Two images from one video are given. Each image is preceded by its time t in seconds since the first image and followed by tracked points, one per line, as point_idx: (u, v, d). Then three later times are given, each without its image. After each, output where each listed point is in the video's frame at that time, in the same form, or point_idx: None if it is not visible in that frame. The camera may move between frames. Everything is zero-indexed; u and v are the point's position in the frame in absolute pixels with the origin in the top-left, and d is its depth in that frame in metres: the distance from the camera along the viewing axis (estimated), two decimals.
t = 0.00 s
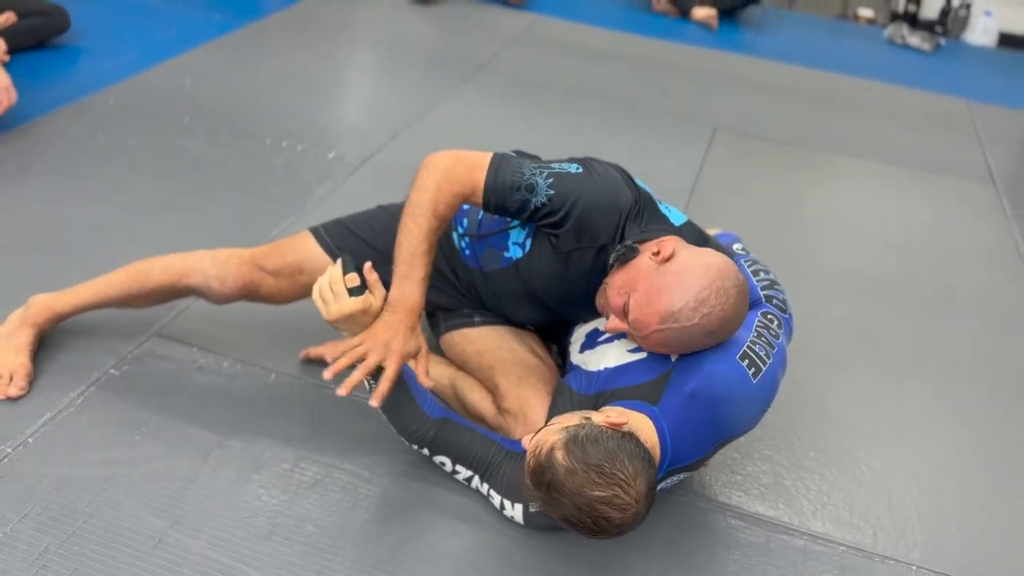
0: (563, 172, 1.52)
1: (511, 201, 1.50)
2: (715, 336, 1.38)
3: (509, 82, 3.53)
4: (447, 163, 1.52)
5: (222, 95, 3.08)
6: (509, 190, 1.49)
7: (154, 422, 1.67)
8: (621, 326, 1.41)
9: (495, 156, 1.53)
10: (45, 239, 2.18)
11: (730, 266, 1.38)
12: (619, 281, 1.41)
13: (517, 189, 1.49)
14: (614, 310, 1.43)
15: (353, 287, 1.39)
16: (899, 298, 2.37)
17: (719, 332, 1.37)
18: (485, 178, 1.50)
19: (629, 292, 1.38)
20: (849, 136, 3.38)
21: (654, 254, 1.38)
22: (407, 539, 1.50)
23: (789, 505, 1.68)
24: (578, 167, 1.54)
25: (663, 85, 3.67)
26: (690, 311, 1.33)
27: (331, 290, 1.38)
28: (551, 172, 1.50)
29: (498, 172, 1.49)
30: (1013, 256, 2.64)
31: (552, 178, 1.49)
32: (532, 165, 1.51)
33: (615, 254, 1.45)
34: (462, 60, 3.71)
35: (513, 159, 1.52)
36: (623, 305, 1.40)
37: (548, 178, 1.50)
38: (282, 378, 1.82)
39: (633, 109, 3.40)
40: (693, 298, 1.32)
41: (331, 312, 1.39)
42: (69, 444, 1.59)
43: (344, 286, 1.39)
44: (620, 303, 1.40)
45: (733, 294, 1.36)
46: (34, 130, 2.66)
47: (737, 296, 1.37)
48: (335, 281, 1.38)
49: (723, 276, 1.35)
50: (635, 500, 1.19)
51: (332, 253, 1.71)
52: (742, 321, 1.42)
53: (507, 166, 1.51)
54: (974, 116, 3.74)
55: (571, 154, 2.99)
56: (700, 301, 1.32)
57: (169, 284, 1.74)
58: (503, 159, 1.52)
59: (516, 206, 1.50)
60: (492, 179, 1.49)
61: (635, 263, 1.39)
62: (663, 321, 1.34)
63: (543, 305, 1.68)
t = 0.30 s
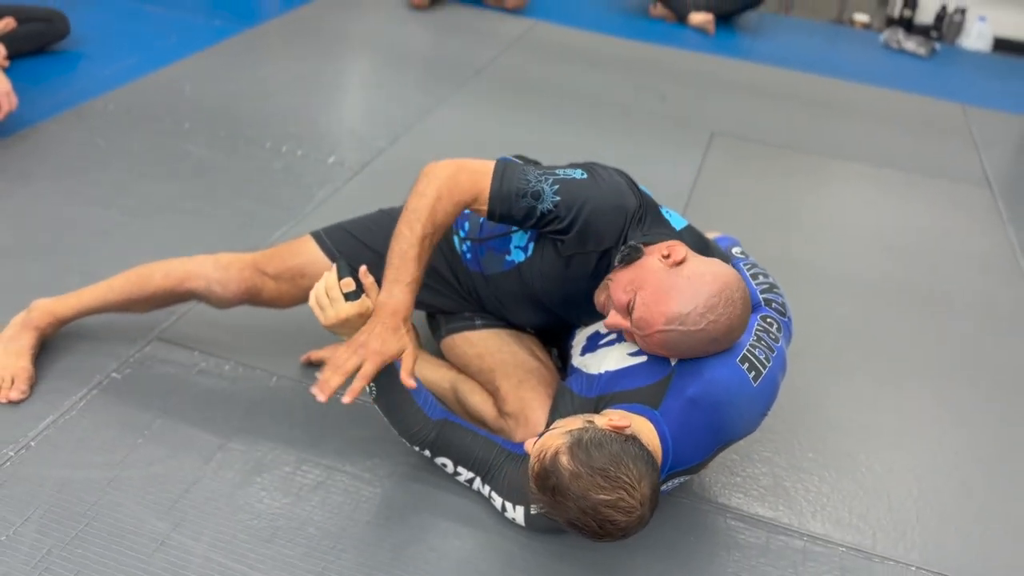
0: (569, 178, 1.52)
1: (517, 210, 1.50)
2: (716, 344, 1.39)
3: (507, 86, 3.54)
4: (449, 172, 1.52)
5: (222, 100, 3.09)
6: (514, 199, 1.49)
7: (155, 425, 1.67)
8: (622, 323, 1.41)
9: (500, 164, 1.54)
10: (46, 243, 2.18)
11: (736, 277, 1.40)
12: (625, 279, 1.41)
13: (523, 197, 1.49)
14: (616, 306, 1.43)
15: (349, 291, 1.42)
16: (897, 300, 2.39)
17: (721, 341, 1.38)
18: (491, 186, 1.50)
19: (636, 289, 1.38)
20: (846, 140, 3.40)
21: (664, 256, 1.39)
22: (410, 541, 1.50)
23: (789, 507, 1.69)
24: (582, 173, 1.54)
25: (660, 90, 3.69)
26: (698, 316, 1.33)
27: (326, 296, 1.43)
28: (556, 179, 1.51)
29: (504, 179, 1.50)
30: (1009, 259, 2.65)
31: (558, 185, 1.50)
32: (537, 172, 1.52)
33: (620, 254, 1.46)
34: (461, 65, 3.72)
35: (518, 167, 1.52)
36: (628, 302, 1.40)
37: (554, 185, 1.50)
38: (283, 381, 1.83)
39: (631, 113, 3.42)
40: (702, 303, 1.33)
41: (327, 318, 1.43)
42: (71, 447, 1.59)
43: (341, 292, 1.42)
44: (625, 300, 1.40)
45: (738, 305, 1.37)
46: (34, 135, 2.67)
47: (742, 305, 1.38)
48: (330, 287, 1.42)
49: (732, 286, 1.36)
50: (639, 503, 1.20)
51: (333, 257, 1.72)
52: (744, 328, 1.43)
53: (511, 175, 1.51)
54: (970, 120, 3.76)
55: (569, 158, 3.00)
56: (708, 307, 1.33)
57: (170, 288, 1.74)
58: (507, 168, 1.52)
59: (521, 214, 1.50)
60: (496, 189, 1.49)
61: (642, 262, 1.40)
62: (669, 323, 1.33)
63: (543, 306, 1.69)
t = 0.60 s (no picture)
0: (563, 188, 1.52)
1: (513, 221, 1.51)
2: (713, 346, 1.38)
3: (504, 90, 3.55)
4: (447, 189, 1.52)
5: (219, 104, 3.09)
6: (510, 211, 1.50)
7: (152, 429, 1.67)
8: (618, 335, 1.43)
9: (493, 177, 1.54)
10: (43, 247, 2.18)
11: (727, 279, 1.38)
12: (618, 291, 1.43)
13: (519, 207, 1.50)
14: (612, 320, 1.45)
15: (347, 293, 1.34)
16: (893, 303, 2.39)
17: (717, 342, 1.37)
18: (485, 201, 1.51)
19: (627, 303, 1.40)
20: (842, 143, 3.41)
21: (652, 265, 1.40)
22: (407, 545, 1.50)
23: (785, 509, 1.69)
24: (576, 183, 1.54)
25: (657, 94, 3.69)
26: (688, 323, 1.33)
27: (326, 298, 1.35)
28: (550, 189, 1.51)
29: (497, 193, 1.51)
30: (1005, 262, 2.66)
31: (552, 196, 1.50)
32: (530, 183, 1.52)
33: (613, 265, 1.47)
34: (457, 68, 3.73)
35: (511, 178, 1.53)
36: (621, 315, 1.42)
37: (549, 196, 1.50)
38: (280, 384, 1.83)
39: (627, 117, 3.42)
40: (689, 310, 1.33)
41: (324, 321, 1.35)
42: (68, 451, 1.59)
43: (338, 293, 1.34)
44: (618, 313, 1.42)
45: (730, 307, 1.36)
46: (30, 139, 2.67)
47: (734, 307, 1.37)
48: (330, 288, 1.34)
49: (721, 287, 1.35)
50: (637, 507, 1.20)
51: (330, 260, 1.72)
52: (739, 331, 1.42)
53: (506, 186, 1.52)
54: (965, 124, 3.77)
55: (566, 162, 3.00)
56: (696, 312, 1.33)
57: (167, 292, 1.74)
58: (501, 179, 1.53)
59: (518, 225, 1.52)
60: (492, 203, 1.51)
61: (632, 273, 1.42)
62: (660, 332, 1.34)
63: (541, 313, 1.70)
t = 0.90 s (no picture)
0: (563, 232, 1.47)
1: (531, 283, 1.47)
2: (721, 347, 1.39)
3: (502, 92, 3.54)
4: (458, 286, 1.42)
5: (217, 106, 3.09)
6: (525, 277, 1.45)
7: (148, 430, 1.67)
8: (625, 329, 1.43)
9: (489, 254, 1.45)
10: (40, 249, 2.18)
11: (740, 280, 1.39)
12: (628, 285, 1.43)
13: (532, 271, 1.45)
14: (620, 313, 1.45)
15: (342, 291, 1.35)
16: (891, 304, 2.39)
17: (726, 343, 1.38)
18: (495, 281, 1.44)
19: (639, 295, 1.39)
20: (839, 145, 3.41)
21: (666, 262, 1.40)
22: (404, 547, 1.50)
23: (783, 511, 1.69)
24: (574, 219, 1.49)
25: (655, 95, 3.70)
26: (700, 320, 1.33)
27: (319, 298, 1.35)
28: (554, 241, 1.46)
29: (506, 269, 1.44)
30: (1002, 263, 2.66)
31: (561, 247, 1.46)
32: (531, 242, 1.45)
33: (622, 265, 1.48)
34: (455, 69, 3.73)
35: (508, 240, 1.46)
36: (631, 308, 1.42)
37: (556, 248, 1.46)
38: (277, 386, 1.83)
39: (626, 118, 3.42)
40: (704, 309, 1.33)
41: (319, 318, 1.36)
42: (65, 453, 1.59)
43: (333, 290, 1.35)
44: (628, 306, 1.42)
45: (742, 309, 1.37)
46: (28, 140, 2.66)
47: (746, 309, 1.37)
48: (324, 287, 1.34)
49: (735, 289, 1.36)
50: (637, 509, 1.20)
51: (325, 262, 1.72)
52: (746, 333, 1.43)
53: (510, 249, 1.45)
54: (963, 125, 3.78)
55: (564, 164, 3.00)
56: (710, 311, 1.33)
57: (163, 293, 1.74)
58: (500, 251, 1.44)
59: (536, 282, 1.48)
60: (503, 280, 1.44)
61: (644, 268, 1.42)
62: (672, 327, 1.34)
63: (542, 315, 1.70)
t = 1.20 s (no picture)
0: (557, 250, 1.44)
1: (520, 297, 1.46)
2: (722, 354, 1.38)
3: (501, 92, 3.54)
4: (449, 304, 1.42)
5: (216, 106, 3.09)
6: (515, 291, 1.44)
7: (146, 431, 1.66)
8: (625, 337, 1.43)
9: (481, 268, 1.44)
10: (38, 249, 2.18)
11: (739, 286, 1.40)
12: (627, 293, 1.43)
13: (522, 286, 1.44)
14: (619, 321, 1.45)
15: (327, 276, 1.37)
16: (890, 305, 2.39)
17: (727, 349, 1.38)
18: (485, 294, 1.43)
19: (638, 303, 1.39)
20: (838, 145, 3.41)
21: (665, 269, 1.41)
22: (403, 547, 1.50)
23: (782, 512, 1.69)
24: (569, 237, 1.45)
25: (654, 95, 3.69)
26: (701, 327, 1.33)
27: (306, 283, 1.38)
28: (545, 258, 1.43)
29: (495, 282, 1.43)
30: (1001, 264, 2.66)
31: (554, 265, 1.43)
32: (522, 258, 1.43)
33: (620, 273, 1.48)
34: (455, 69, 3.73)
35: (502, 254, 1.43)
36: (631, 316, 1.41)
37: (548, 266, 1.43)
38: (275, 386, 1.83)
39: (625, 119, 3.42)
40: (704, 316, 1.33)
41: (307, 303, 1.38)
42: (62, 454, 1.59)
43: (318, 276, 1.37)
44: (628, 315, 1.42)
45: (743, 316, 1.37)
46: (26, 140, 2.66)
47: (746, 316, 1.38)
48: (309, 274, 1.37)
49: (735, 295, 1.36)
50: (639, 514, 1.20)
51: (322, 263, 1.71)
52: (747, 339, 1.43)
53: (500, 264, 1.43)
54: (962, 126, 3.78)
55: (563, 164, 3.00)
56: (710, 318, 1.33)
57: (161, 293, 1.74)
58: (492, 265, 1.43)
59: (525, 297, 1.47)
60: (493, 293, 1.44)
61: (643, 276, 1.42)
62: (673, 335, 1.34)
63: (540, 319, 1.71)
